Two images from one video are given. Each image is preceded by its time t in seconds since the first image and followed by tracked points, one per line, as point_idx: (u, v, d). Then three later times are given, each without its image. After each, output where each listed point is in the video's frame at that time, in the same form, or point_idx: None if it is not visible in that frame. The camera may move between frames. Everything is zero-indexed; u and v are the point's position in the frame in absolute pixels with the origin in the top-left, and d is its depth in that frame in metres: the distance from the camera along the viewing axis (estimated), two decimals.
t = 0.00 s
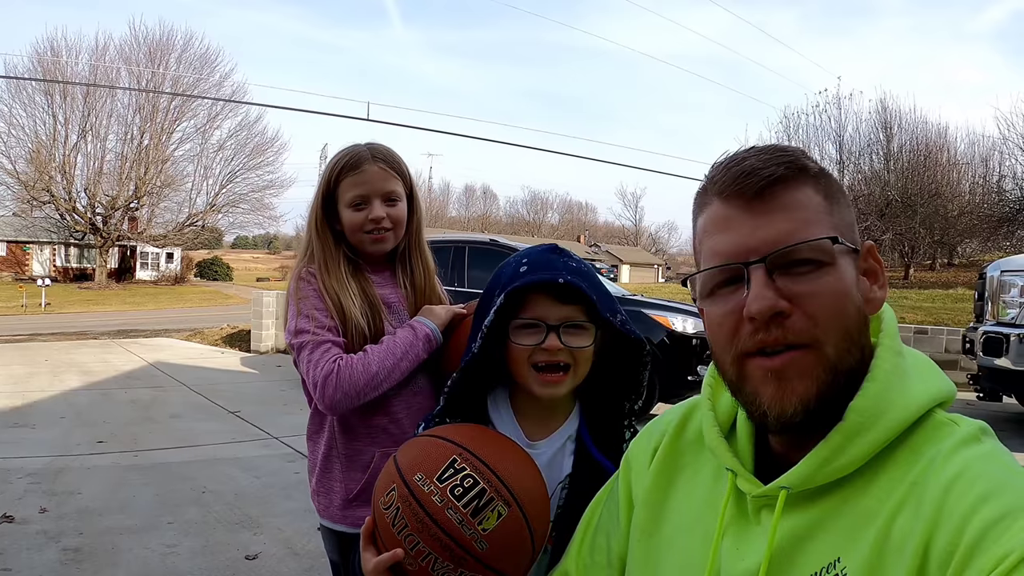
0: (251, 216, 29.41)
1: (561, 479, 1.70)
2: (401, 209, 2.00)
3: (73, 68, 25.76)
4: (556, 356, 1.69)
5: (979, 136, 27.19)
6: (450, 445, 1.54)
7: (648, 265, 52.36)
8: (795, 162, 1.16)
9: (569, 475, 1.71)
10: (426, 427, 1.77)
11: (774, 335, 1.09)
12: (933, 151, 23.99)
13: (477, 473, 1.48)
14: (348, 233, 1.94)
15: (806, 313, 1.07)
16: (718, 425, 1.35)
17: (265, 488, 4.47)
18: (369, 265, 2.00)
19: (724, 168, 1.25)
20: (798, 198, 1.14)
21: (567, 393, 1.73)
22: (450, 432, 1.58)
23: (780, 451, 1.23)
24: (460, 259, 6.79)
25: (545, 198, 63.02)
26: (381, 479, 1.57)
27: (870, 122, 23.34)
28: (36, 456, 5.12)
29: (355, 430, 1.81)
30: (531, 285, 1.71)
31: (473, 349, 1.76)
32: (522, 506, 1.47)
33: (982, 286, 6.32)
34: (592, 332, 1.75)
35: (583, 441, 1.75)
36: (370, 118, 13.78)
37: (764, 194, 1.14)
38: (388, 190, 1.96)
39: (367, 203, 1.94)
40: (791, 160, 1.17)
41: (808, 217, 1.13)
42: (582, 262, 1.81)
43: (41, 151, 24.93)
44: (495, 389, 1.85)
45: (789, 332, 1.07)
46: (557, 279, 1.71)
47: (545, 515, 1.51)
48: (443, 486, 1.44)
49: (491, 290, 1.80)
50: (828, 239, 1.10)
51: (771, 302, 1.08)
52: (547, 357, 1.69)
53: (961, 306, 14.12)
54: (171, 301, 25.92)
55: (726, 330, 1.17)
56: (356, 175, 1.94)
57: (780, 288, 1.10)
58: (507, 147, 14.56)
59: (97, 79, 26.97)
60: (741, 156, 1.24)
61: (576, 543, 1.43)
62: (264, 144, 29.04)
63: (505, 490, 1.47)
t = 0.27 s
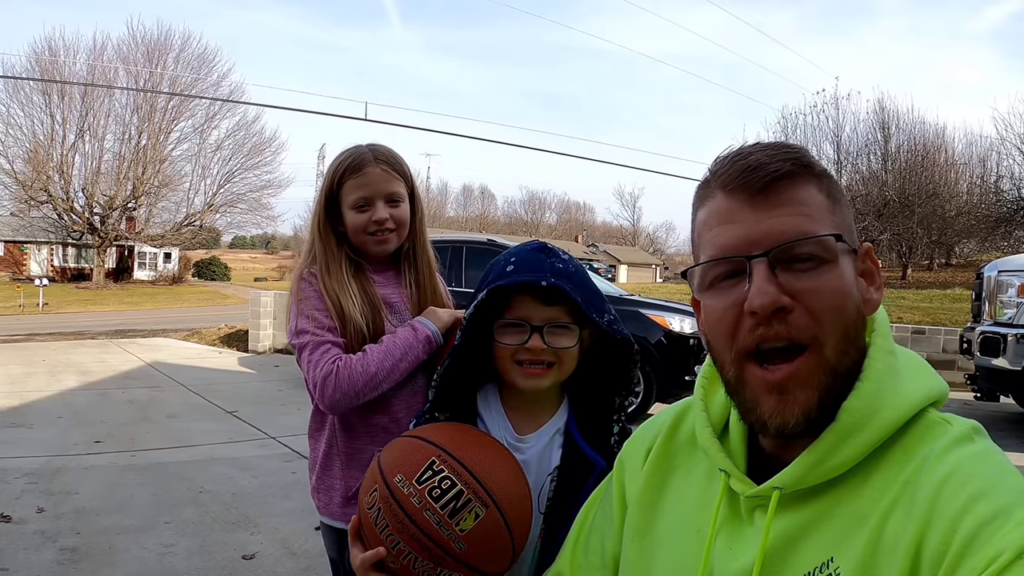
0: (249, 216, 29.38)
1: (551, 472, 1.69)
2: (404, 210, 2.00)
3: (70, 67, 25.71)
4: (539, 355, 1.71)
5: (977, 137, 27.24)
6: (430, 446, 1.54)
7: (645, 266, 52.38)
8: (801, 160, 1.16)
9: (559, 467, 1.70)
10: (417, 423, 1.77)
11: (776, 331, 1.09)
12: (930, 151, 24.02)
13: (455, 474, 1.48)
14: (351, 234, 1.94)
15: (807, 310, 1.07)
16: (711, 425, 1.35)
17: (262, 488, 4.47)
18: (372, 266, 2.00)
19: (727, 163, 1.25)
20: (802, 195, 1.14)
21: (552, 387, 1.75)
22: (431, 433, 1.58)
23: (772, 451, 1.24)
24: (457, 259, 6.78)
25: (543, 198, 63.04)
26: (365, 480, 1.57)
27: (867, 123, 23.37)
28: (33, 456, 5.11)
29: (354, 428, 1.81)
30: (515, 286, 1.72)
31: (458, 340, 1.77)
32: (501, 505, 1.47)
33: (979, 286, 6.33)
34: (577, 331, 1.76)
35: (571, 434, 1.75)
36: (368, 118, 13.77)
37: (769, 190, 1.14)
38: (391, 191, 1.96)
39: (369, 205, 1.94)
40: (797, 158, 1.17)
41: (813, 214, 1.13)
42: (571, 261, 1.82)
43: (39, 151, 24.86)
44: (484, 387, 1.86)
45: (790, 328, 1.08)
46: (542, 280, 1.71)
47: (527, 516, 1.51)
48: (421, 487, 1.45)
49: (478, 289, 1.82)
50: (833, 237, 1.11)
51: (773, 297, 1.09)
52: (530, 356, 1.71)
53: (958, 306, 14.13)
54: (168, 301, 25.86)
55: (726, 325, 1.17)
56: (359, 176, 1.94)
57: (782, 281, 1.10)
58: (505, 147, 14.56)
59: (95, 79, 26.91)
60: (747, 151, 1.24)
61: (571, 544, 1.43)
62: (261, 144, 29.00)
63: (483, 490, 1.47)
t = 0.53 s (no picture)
0: (248, 216, 29.37)
1: (544, 469, 1.69)
2: (414, 211, 2.00)
3: (69, 66, 25.68)
4: (535, 348, 1.71)
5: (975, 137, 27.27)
6: (423, 448, 1.54)
7: (644, 265, 52.43)
8: (808, 161, 1.16)
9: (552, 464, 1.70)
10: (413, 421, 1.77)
11: (775, 330, 1.09)
12: (929, 151, 24.05)
13: (447, 477, 1.48)
14: (361, 235, 1.94)
15: (809, 309, 1.07)
16: (711, 425, 1.35)
17: (261, 488, 4.46)
18: (380, 266, 2.00)
19: (733, 161, 1.25)
20: (808, 194, 1.14)
21: (547, 382, 1.75)
22: (424, 433, 1.58)
23: (774, 451, 1.24)
24: (456, 258, 6.77)
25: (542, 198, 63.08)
26: (359, 480, 1.57)
27: (866, 123, 23.40)
28: (31, 456, 5.10)
29: (358, 428, 1.80)
30: (510, 280, 1.73)
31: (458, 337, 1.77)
32: (492, 507, 1.47)
33: (978, 286, 6.33)
34: (572, 326, 1.77)
35: (565, 431, 1.74)
36: (367, 118, 13.77)
37: (772, 189, 1.15)
38: (401, 192, 1.96)
39: (380, 205, 1.94)
40: (804, 159, 1.17)
41: (817, 215, 1.13)
42: (566, 258, 1.82)
43: (38, 150, 24.82)
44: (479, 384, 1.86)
45: (790, 328, 1.08)
46: (537, 274, 1.71)
47: (521, 519, 1.51)
48: (413, 490, 1.45)
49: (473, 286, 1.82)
50: (835, 238, 1.11)
51: (775, 295, 1.08)
52: (526, 350, 1.71)
53: (957, 306, 14.15)
54: (167, 300, 25.82)
55: (726, 322, 1.17)
56: (370, 177, 1.94)
57: (782, 282, 1.09)
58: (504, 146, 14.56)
59: (94, 78, 26.88)
60: (753, 149, 1.24)
61: (571, 545, 1.43)
62: (260, 143, 28.99)
63: (475, 492, 1.47)
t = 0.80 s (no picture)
0: (247, 215, 29.36)
1: (532, 470, 1.69)
2: (419, 212, 2.00)
3: (68, 66, 25.67)
4: (527, 349, 1.71)
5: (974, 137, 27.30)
6: (409, 443, 1.54)
7: (643, 266, 52.46)
8: (809, 157, 1.17)
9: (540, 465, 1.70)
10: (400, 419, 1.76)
11: (777, 319, 1.09)
12: (928, 151, 24.07)
13: (431, 473, 1.48)
14: (365, 235, 1.94)
15: (812, 299, 1.07)
16: (713, 425, 1.35)
17: (259, 488, 4.46)
18: (382, 266, 1.99)
19: (735, 157, 1.26)
20: (809, 190, 1.15)
21: (539, 382, 1.75)
22: (411, 430, 1.58)
23: (777, 452, 1.24)
24: (455, 258, 6.77)
25: (541, 198, 63.11)
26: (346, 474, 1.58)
27: (865, 124, 23.43)
28: (30, 456, 5.09)
29: (359, 428, 1.80)
30: (504, 281, 1.72)
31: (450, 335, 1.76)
32: (476, 505, 1.47)
33: (977, 286, 6.33)
34: (563, 327, 1.76)
35: (553, 431, 1.73)
36: (367, 119, 13.78)
37: (776, 181, 1.15)
38: (405, 194, 1.97)
39: (384, 206, 1.94)
40: (803, 155, 1.19)
41: (819, 209, 1.14)
42: (557, 259, 1.81)
43: (37, 150, 24.79)
44: (469, 381, 1.86)
45: (793, 316, 1.08)
46: (529, 275, 1.71)
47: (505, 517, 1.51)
48: (398, 485, 1.45)
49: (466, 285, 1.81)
50: (836, 231, 1.11)
51: (777, 284, 1.08)
52: (518, 351, 1.71)
53: (956, 307, 14.16)
54: (165, 301, 25.80)
55: (728, 313, 1.16)
56: (375, 178, 1.94)
57: (785, 271, 1.10)
58: (502, 147, 14.59)
59: (93, 78, 26.88)
60: (755, 146, 1.25)
61: (570, 546, 1.43)
62: (259, 143, 28.96)
63: (460, 490, 1.47)
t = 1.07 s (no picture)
0: (246, 215, 29.35)
1: (521, 471, 1.68)
2: (418, 211, 2.00)
3: (67, 66, 25.65)
4: (512, 350, 1.70)
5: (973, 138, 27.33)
6: (397, 449, 1.53)
7: (642, 265, 52.49)
8: (801, 160, 1.16)
9: (529, 466, 1.69)
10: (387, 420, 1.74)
11: (770, 331, 1.08)
12: (927, 151, 24.09)
13: (421, 478, 1.47)
14: (364, 235, 1.94)
15: (803, 310, 1.07)
16: (707, 427, 1.34)
17: (258, 488, 4.45)
18: (381, 265, 1.99)
19: (726, 162, 1.25)
20: (801, 195, 1.14)
21: (524, 382, 1.74)
22: (398, 435, 1.57)
23: (772, 455, 1.23)
24: (453, 258, 6.76)
25: (539, 198, 63.08)
26: (333, 480, 1.57)
27: (863, 124, 23.46)
28: (27, 456, 5.08)
29: (353, 426, 1.80)
30: (487, 281, 1.71)
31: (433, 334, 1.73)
32: (467, 509, 1.47)
33: (976, 287, 6.33)
34: (548, 326, 1.75)
35: (541, 430, 1.73)
36: (366, 120, 13.77)
37: (765, 188, 1.14)
38: (405, 193, 1.96)
39: (384, 205, 1.94)
40: (796, 158, 1.17)
41: (811, 215, 1.13)
42: (541, 258, 1.81)
43: (35, 149, 24.76)
44: (455, 383, 1.84)
45: (785, 328, 1.07)
46: (513, 275, 1.70)
47: (495, 521, 1.50)
48: (387, 491, 1.44)
49: (450, 285, 1.79)
50: (830, 238, 1.10)
51: (769, 296, 1.08)
52: (503, 351, 1.70)
53: (954, 307, 14.19)
54: (164, 300, 25.78)
55: (721, 324, 1.16)
56: (375, 178, 1.94)
57: (776, 284, 1.09)
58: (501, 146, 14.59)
59: (92, 77, 26.86)
60: (747, 149, 1.24)
61: (564, 548, 1.43)
62: (258, 142, 28.94)
63: (449, 493, 1.47)
